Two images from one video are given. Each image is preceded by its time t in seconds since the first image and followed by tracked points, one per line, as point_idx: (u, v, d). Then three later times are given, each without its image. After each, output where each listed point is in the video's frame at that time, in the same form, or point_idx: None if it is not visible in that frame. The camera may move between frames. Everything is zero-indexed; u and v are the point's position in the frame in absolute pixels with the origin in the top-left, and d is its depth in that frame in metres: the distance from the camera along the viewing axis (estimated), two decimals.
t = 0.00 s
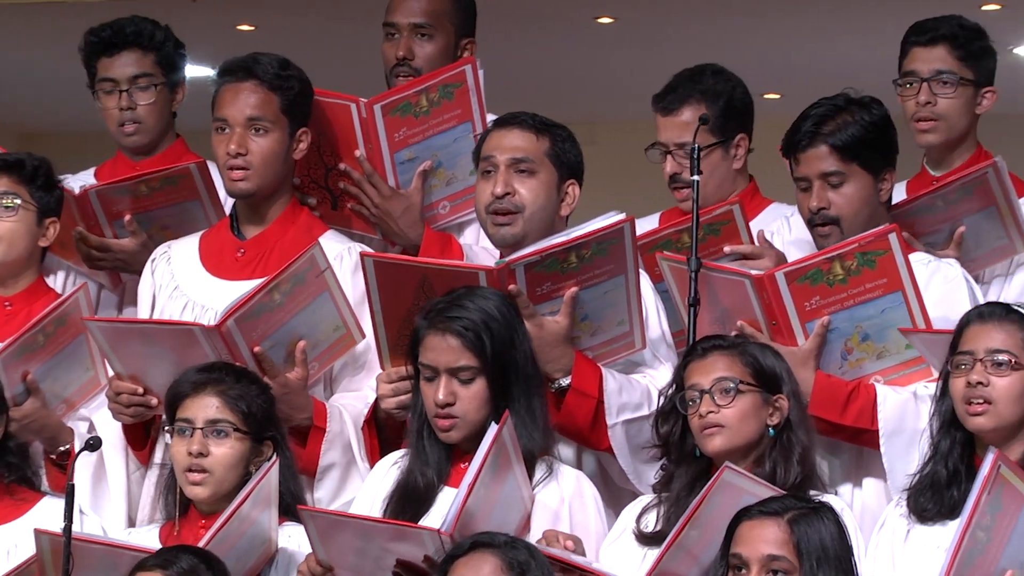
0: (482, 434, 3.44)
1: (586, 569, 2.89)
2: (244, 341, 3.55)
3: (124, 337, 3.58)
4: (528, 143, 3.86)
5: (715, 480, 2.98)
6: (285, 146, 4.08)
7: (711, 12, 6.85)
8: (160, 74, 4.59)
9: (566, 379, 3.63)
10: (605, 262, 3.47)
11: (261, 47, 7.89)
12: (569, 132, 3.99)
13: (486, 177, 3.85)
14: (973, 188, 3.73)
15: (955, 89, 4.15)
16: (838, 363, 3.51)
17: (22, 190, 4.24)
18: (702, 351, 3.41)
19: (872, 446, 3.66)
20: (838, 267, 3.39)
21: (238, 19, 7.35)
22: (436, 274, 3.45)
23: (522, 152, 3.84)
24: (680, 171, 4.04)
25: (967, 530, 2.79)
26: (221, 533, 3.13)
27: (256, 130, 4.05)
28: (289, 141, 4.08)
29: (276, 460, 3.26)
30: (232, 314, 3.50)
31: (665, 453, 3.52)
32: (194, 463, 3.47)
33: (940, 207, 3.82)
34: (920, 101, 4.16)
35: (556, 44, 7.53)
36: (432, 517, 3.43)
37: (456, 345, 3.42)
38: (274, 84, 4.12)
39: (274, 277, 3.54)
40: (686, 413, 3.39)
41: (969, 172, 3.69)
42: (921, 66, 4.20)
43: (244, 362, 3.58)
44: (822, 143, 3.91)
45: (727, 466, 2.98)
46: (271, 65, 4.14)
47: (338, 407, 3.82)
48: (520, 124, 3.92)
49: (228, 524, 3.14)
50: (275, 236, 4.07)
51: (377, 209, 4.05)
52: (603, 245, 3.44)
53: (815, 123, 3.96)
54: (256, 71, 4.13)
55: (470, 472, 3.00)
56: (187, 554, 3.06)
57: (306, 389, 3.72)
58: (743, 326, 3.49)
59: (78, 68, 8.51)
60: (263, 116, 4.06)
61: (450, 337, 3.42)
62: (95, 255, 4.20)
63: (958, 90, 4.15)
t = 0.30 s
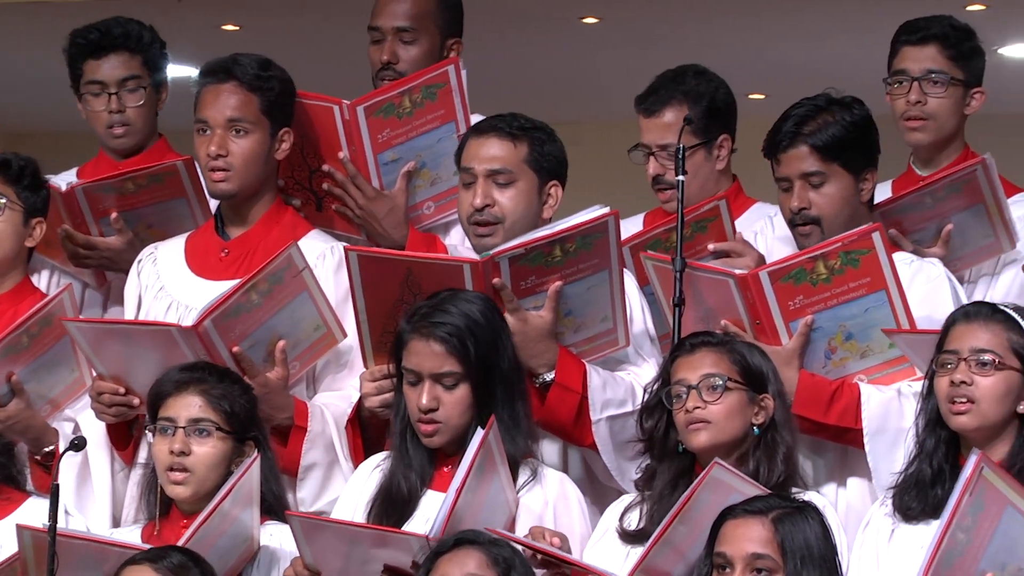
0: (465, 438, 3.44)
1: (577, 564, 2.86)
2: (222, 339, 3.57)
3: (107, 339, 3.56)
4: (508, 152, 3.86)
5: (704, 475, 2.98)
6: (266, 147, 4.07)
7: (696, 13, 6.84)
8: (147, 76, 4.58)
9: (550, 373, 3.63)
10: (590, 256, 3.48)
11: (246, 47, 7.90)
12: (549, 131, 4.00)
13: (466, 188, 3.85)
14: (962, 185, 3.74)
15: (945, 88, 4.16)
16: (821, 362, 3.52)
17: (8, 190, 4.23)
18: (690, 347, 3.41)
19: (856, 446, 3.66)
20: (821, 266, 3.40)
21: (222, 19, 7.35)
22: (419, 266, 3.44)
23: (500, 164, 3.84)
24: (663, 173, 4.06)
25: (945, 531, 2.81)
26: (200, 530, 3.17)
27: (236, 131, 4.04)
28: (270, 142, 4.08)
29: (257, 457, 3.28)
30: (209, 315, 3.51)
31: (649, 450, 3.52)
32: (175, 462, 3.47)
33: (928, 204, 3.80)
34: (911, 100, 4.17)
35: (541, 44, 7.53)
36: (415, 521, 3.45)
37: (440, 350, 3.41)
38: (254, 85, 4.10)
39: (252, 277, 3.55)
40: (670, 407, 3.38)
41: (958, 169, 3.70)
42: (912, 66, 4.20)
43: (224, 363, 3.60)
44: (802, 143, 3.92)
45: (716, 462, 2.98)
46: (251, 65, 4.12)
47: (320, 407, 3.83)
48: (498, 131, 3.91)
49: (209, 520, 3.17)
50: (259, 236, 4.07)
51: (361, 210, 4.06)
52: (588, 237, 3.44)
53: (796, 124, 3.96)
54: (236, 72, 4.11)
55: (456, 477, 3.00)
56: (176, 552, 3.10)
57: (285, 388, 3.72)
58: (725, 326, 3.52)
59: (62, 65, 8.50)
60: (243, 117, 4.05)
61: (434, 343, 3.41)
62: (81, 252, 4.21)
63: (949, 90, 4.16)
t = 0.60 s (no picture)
0: (450, 443, 3.42)
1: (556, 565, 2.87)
2: (203, 341, 3.57)
3: (87, 339, 3.56)
4: (486, 157, 3.86)
5: (682, 473, 2.99)
6: (248, 146, 4.06)
7: (680, 13, 6.83)
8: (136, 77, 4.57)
9: (533, 377, 3.63)
10: (574, 258, 3.49)
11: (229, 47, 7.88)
12: (526, 132, 4.00)
13: (444, 193, 3.85)
14: (946, 186, 3.74)
15: (931, 90, 4.15)
16: (801, 364, 3.52)
17: None
18: (670, 347, 3.41)
19: (836, 446, 3.66)
20: (801, 269, 3.40)
21: (205, 20, 7.34)
22: (404, 270, 3.43)
23: (478, 168, 3.84)
24: (644, 174, 4.04)
25: (924, 530, 2.80)
26: (183, 532, 3.17)
27: (217, 130, 4.04)
28: (251, 141, 4.07)
29: (236, 460, 3.32)
30: (190, 316, 3.51)
31: (630, 450, 3.52)
32: (155, 465, 3.48)
33: (914, 203, 3.81)
34: (896, 101, 4.16)
35: (527, 44, 7.51)
36: (400, 525, 3.44)
37: (423, 356, 3.39)
38: (235, 84, 4.11)
39: (233, 278, 3.54)
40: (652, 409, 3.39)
41: (942, 169, 3.72)
42: (898, 66, 4.20)
43: (205, 363, 3.60)
44: (782, 145, 3.92)
45: (693, 461, 2.99)
46: (232, 65, 4.12)
47: (302, 407, 3.82)
48: (476, 137, 3.90)
49: (191, 522, 3.18)
50: (240, 235, 4.06)
51: (345, 212, 4.07)
52: (571, 242, 3.45)
53: (775, 126, 3.96)
54: (217, 71, 4.11)
55: (441, 481, 3.00)
56: (162, 551, 3.13)
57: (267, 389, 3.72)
58: (707, 327, 3.52)
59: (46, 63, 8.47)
60: (224, 116, 4.05)
61: (417, 348, 3.39)
62: (65, 252, 4.20)
63: (934, 91, 4.15)
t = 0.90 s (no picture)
0: (434, 430, 3.44)
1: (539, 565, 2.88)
2: (195, 345, 3.55)
3: (71, 338, 3.55)
4: (468, 153, 3.87)
5: (661, 472, 3.00)
6: (234, 147, 4.06)
7: (661, 13, 6.84)
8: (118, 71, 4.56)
9: (517, 378, 3.64)
10: (559, 261, 3.49)
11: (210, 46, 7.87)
12: (507, 131, 4.02)
13: (427, 190, 3.85)
14: (930, 186, 3.76)
15: (915, 93, 4.17)
16: (781, 361, 3.53)
17: None
18: (651, 345, 3.42)
19: (817, 443, 3.68)
20: (781, 265, 3.41)
21: (186, 19, 7.31)
22: (385, 271, 3.42)
23: (462, 163, 3.85)
24: (627, 174, 4.07)
25: (906, 527, 2.81)
26: (164, 531, 3.19)
27: (204, 130, 4.03)
28: (237, 142, 4.06)
29: (219, 459, 3.33)
30: (185, 320, 3.50)
31: (609, 449, 3.53)
32: (137, 466, 3.50)
33: (895, 202, 3.84)
34: (880, 103, 4.18)
35: (508, 44, 7.52)
36: (384, 521, 3.44)
37: (414, 337, 3.43)
38: (222, 85, 4.10)
39: (227, 282, 3.53)
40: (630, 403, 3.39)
41: (926, 171, 3.73)
42: (883, 69, 4.22)
43: (198, 367, 3.59)
44: (772, 148, 3.92)
45: (672, 459, 3.01)
46: (219, 65, 4.12)
47: (289, 407, 3.83)
48: (460, 133, 3.92)
49: (172, 521, 3.20)
50: (222, 235, 4.06)
51: (328, 215, 4.08)
52: (555, 244, 3.45)
53: (764, 127, 3.97)
54: (205, 71, 4.11)
55: (429, 477, 3.01)
56: (150, 554, 3.13)
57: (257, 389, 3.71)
58: (688, 325, 3.53)
59: (26, 62, 8.46)
60: (211, 117, 4.05)
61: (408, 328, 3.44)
62: (48, 253, 4.19)
63: (919, 93, 4.17)
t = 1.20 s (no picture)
0: (419, 425, 3.43)
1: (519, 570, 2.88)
2: (173, 342, 3.55)
3: (52, 334, 3.56)
4: (453, 151, 3.87)
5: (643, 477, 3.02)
6: (214, 147, 4.05)
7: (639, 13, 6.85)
8: (92, 62, 4.53)
9: (496, 378, 3.64)
10: (537, 262, 3.49)
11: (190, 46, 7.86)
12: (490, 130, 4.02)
13: (413, 188, 3.84)
14: (903, 186, 3.78)
15: (893, 94, 4.18)
16: (758, 361, 3.54)
17: None
18: (629, 348, 3.43)
19: (794, 443, 3.68)
20: (757, 265, 3.42)
21: (164, 19, 7.31)
22: (365, 270, 3.43)
23: (448, 161, 3.85)
24: (607, 177, 4.08)
25: (889, 524, 2.80)
26: (144, 531, 3.19)
27: (184, 131, 4.03)
28: (217, 142, 4.06)
29: (198, 459, 3.33)
30: (164, 316, 3.51)
31: (592, 451, 3.53)
32: (118, 466, 3.49)
33: (868, 204, 3.85)
34: (858, 105, 4.19)
35: (488, 44, 7.52)
36: (367, 517, 3.44)
37: (401, 333, 3.43)
38: (201, 85, 4.09)
39: (207, 279, 3.54)
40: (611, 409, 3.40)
41: (897, 171, 3.76)
42: (861, 71, 4.24)
43: (176, 362, 3.59)
44: (754, 144, 3.93)
45: (654, 465, 3.02)
46: (198, 65, 4.11)
47: (269, 407, 3.82)
48: (444, 132, 3.92)
49: (152, 521, 3.20)
50: (202, 234, 4.06)
51: (307, 213, 4.07)
52: (536, 244, 3.46)
53: (746, 124, 3.98)
54: (184, 71, 4.10)
55: (407, 472, 3.01)
56: (125, 553, 3.12)
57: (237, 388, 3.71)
58: (664, 324, 3.53)
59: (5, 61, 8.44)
60: (190, 117, 4.04)
61: (396, 323, 3.43)
62: (22, 256, 4.21)
63: (896, 95, 4.18)
